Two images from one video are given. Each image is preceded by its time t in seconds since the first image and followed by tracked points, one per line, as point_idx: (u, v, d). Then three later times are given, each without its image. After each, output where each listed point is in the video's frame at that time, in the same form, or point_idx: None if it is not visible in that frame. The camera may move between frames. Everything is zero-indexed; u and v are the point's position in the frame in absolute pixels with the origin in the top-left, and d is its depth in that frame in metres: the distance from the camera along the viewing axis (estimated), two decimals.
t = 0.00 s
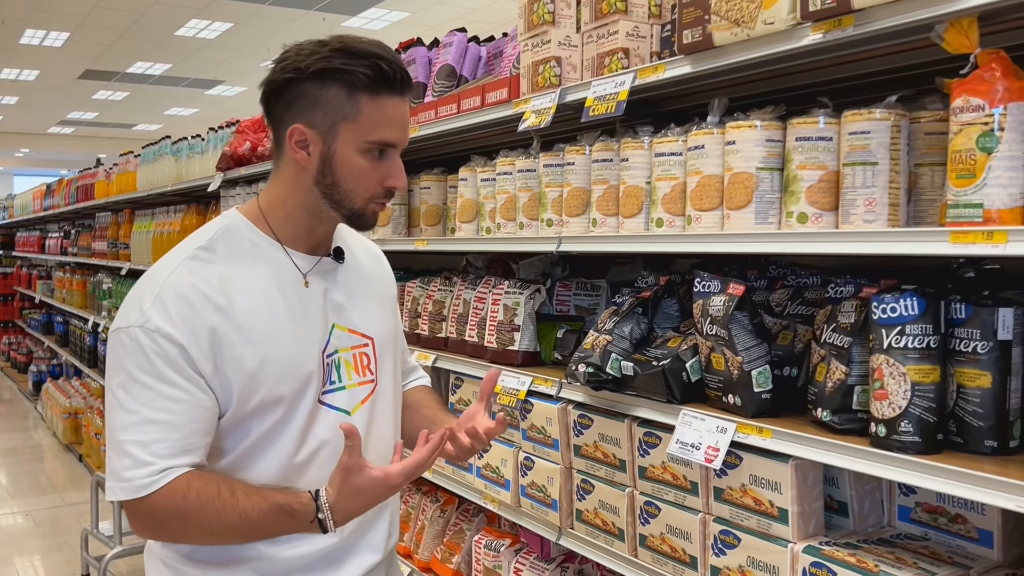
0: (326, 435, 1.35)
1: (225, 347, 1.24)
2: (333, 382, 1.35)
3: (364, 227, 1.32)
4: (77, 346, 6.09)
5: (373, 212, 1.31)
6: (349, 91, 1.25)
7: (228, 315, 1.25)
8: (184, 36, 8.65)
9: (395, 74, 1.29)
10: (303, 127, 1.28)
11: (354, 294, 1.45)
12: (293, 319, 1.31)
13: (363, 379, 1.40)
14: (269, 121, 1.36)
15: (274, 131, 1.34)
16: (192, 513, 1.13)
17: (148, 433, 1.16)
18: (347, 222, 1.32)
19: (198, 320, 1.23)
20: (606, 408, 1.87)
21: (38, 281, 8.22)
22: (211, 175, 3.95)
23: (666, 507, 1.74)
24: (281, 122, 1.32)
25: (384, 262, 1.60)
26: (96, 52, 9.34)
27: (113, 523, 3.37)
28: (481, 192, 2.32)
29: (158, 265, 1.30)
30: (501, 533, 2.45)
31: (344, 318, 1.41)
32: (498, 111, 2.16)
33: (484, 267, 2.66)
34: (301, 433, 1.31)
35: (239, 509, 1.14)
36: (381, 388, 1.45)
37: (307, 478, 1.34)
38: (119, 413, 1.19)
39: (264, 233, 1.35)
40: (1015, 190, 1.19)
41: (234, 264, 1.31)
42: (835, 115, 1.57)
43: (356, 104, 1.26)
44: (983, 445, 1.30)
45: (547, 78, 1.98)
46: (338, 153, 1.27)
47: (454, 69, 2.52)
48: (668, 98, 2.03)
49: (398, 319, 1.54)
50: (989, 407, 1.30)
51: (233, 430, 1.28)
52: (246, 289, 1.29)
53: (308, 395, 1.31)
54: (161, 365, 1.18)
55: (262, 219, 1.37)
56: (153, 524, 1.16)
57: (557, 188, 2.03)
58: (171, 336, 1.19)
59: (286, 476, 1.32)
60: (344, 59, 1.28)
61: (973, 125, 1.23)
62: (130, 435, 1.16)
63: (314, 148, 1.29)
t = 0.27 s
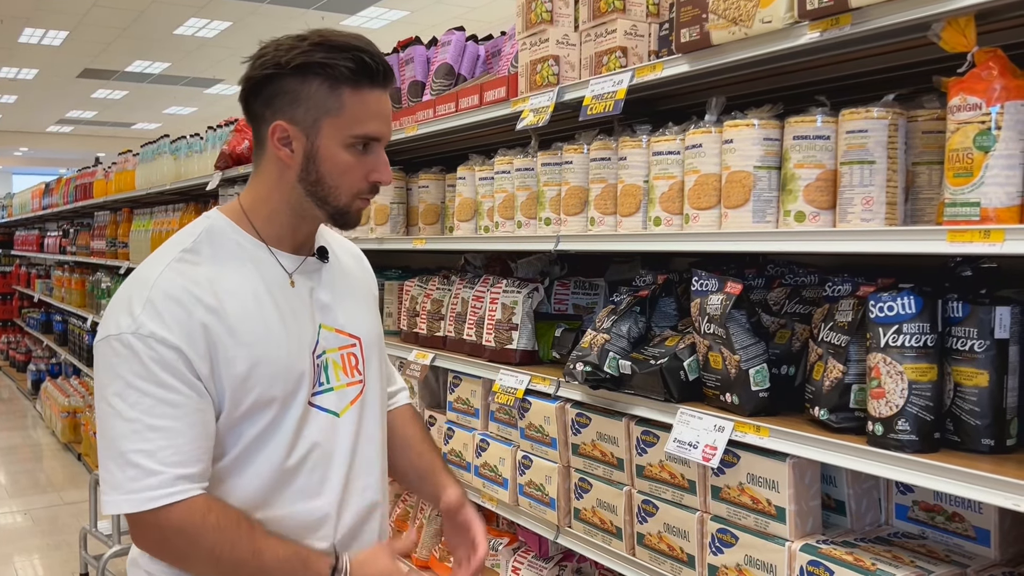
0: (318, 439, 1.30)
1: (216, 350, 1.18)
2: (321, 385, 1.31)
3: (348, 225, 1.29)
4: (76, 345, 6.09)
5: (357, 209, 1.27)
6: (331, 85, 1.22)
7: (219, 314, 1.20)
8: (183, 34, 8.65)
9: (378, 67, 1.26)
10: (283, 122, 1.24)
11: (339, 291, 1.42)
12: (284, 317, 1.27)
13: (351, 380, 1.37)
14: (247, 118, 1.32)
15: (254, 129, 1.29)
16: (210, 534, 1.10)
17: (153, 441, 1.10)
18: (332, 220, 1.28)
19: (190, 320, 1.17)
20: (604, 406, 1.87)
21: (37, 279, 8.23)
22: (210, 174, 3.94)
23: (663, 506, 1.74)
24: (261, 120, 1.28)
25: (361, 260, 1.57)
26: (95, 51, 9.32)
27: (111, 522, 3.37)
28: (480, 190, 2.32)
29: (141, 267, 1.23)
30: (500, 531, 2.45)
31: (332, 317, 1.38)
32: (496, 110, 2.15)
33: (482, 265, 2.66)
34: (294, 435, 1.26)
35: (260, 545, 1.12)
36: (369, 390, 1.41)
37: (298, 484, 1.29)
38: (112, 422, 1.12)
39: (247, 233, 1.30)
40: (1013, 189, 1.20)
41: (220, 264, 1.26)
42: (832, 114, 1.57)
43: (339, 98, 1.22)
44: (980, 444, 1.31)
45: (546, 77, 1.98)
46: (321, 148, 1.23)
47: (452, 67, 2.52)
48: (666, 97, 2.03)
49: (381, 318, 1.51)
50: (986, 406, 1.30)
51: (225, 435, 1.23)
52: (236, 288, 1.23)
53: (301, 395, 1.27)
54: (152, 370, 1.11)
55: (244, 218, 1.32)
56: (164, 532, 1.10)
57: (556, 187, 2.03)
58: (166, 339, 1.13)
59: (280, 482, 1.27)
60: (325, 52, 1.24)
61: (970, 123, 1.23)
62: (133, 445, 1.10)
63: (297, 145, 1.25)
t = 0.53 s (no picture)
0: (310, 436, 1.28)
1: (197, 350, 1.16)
2: (312, 381, 1.30)
3: (337, 208, 1.29)
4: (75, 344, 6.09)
5: (344, 189, 1.27)
6: (308, 65, 1.21)
7: (198, 312, 1.17)
8: (183, 33, 8.64)
9: (351, 43, 1.26)
10: (262, 108, 1.23)
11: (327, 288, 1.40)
12: (270, 314, 1.24)
13: (342, 377, 1.36)
14: (221, 110, 1.30)
15: (230, 119, 1.28)
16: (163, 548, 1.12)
17: (108, 450, 1.08)
18: (319, 204, 1.28)
19: (166, 320, 1.14)
20: (604, 405, 1.87)
21: (36, 278, 8.22)
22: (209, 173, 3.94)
23: (663, 505, 1.74)
24: (238, 109, 1.26)
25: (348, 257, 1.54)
26: (94, 49, 9.31)
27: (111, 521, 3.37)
28: (480, 189, 2.32)
29: (119, 266, 1.20)
30: (500, 530, 2.45)
31: (322, 314, 1.36)
32: (496, 108, 2.15)
33: (482, 264, 2.66)
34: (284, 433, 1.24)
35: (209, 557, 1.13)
36: (362, 386, 1.41)
37: (290, 483, 1.26)
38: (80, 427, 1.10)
39: (230, 226, 1.28)
40: (1014, 187, 1.19)
41: (202, 259, 1.22)
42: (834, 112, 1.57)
43: (318, 78, 1.22)
44: (980, 442, 1.31)
45: (546, 75, 1.98)
46: (305, 131, 1.23)
47: (452, 66, 2.52)
48: (666, 95, 2.03)
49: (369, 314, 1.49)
50: (987, 404, 1.30)
51: (209, 437, 1.20)
52: (220, 285, 1.21)
53: (289, 394, 1.24)
54: (129, 374, 1.09)
55: (228, 212, 1.30)
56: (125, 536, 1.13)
57: (556, 185, 2.03)
58: (138, 342, 1.11)
59: (269, 483, 1.24)
60: (295, 31, 1.23)
61: (972, 121, 1.23)
62: (91, 452, 1.08)
63: (279, 131, 1.23)
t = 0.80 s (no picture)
0: (298, 429, 1.24)
1: (173, 338, 1.13)
2: (304, 373, 1.26)
3: (321, 195, 1.28)
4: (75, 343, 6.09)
5: (328, 176, 1.27)
6: (285, 51, 1.20)
7: (176, 299, 1.14)
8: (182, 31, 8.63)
9: (330, 26, 1.24)
10: (241, 96, 1.22)
11: (319, 278, 1.36)
12: (253, 303, 1.21)
13: (336, 369, 1.32)
14: (201, 100, 1.29)
15: (208, 110, 1.27)
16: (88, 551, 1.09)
17: (65, 437, 1.06)
18: (303, 194, 1.27)
19: (143, 305, 1.11)
20: (604, 404, 1.87)
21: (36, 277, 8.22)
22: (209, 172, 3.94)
23: (663, 504, 1.75)
24: (217, 99, 1.26)
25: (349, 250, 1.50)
26: (93, 47, 9.31)
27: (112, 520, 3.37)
28: (480, 188, 2.32)
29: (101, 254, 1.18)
30: (500, 529, 2.46)
31: (313, 304, 1.32)
32: (497, 107, 2.15)
33: (482, 263, 2.67)
34: (269, 425, 1.20)
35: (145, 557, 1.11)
36: (353, 380, 1.36)
37: (276, 479, 1.22)
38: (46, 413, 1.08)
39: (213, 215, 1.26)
40: (1014, 187, 1.20)
41: (185, 247, 1.20)
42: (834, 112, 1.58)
43: (295, 64, 1.21)
44: (980, 442, 1.31)
45: (546, 75, 1.98)
46: (285, 118, 1.22)
47: (452, 65, 2.52)
48: (666, 95, 2.03)
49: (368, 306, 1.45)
50: (987, 404, 1.30)
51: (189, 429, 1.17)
52: (199, 272, 1.18)
53: (273, 385, 1.20)
54: (99, 359, 1.07)
55: (211, 202, 1.28)
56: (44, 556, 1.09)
57: (556, 185, 2.03)
58: (112, 328, 1.08)
59: (253, 478, 1.19)
60: (271, 16, 1.22)
61: (972, 122, 1.23)
62: (48, 437, 1.06)
63: (259, 119, 1.23)
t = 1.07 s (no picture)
0: (297, 425, 1.18)
1: (166, 331, 1.10)
2: (303, 368, 1.20)
3: (322, 194, 1.24)
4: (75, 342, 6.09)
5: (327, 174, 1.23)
6: (279, 47, 1.18)
7: (168, 288, 1.11)
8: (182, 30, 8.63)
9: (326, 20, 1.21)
10: (237, 94, 1.21)
11: (331, 270, 1.29)
12: (248, 294, 1.16)
13: (341, 364, 1.24)
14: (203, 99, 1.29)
15: (208, 108, 1.26)
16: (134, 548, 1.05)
17: (85, 432, 1.04)
18: (302, 192, 1.24)
19: (135, 295, 1.09)
20: (606, 404, 1.87)
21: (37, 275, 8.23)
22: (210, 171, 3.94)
23: (665, 503, 1.75)
24: (215, 97, 1.25)
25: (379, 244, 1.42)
26: (93, 46, 9.30)
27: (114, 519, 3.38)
28: (482, 188, 2.32)
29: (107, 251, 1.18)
30: (502, 529, 2.46)
31: (319, 297, 1.25)
32: (499, 107, 2.15)
33: (484, 263, 2.67)
34: (263, 420, 1.15)
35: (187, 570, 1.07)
36: (366, 376, 1.28)
37: (272, 477, 1.16)
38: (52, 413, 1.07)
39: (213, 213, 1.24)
40: (1016, 189, 1.20)
41: (184, 238, 1.18)
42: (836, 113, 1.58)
43: (290, 59, 1.18)
44: (982, 442, 1.31)
45: (548, 75, 1.98)
46: (281, 115, 1.19)
47: (454, 65, 2.52)
48: (668, 95, 2.04)
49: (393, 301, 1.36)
50: (989, 404, 1.31)
51: (184, 423, 1.14)
52: (193, 263, 1.15)
53: (269, 379, 1.15)
54: (90, 353, 1.05)
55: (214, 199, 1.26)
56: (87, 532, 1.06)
57: (558, 185, 2.03)
58: (103, 319, 1.06)
59: (248, 474, 1.15)
60: (265, 12, 1.20)
61: (974, 123, 1.23)
62: (66, 435, 1.04)
63: (256, 117, 1.21)
